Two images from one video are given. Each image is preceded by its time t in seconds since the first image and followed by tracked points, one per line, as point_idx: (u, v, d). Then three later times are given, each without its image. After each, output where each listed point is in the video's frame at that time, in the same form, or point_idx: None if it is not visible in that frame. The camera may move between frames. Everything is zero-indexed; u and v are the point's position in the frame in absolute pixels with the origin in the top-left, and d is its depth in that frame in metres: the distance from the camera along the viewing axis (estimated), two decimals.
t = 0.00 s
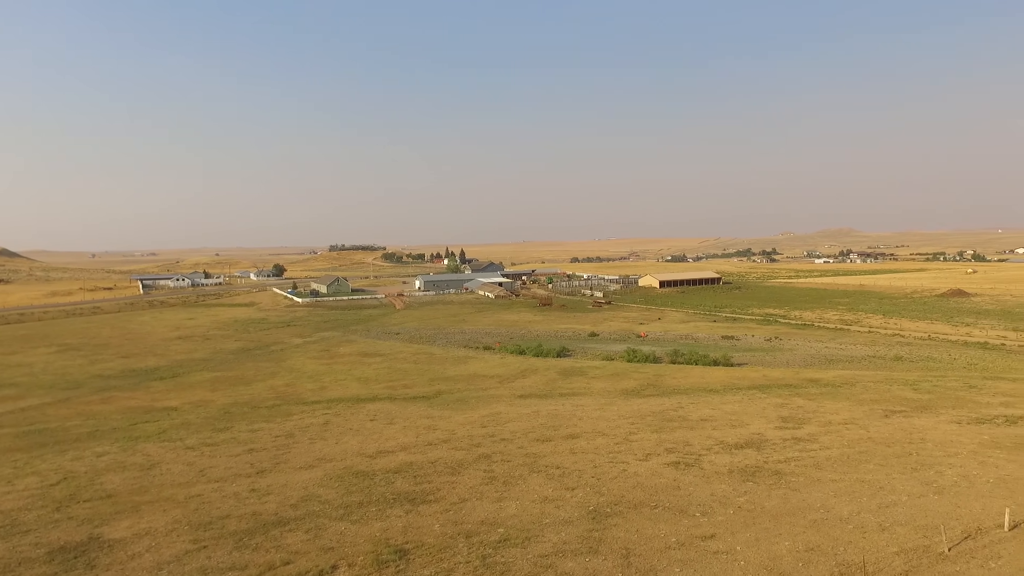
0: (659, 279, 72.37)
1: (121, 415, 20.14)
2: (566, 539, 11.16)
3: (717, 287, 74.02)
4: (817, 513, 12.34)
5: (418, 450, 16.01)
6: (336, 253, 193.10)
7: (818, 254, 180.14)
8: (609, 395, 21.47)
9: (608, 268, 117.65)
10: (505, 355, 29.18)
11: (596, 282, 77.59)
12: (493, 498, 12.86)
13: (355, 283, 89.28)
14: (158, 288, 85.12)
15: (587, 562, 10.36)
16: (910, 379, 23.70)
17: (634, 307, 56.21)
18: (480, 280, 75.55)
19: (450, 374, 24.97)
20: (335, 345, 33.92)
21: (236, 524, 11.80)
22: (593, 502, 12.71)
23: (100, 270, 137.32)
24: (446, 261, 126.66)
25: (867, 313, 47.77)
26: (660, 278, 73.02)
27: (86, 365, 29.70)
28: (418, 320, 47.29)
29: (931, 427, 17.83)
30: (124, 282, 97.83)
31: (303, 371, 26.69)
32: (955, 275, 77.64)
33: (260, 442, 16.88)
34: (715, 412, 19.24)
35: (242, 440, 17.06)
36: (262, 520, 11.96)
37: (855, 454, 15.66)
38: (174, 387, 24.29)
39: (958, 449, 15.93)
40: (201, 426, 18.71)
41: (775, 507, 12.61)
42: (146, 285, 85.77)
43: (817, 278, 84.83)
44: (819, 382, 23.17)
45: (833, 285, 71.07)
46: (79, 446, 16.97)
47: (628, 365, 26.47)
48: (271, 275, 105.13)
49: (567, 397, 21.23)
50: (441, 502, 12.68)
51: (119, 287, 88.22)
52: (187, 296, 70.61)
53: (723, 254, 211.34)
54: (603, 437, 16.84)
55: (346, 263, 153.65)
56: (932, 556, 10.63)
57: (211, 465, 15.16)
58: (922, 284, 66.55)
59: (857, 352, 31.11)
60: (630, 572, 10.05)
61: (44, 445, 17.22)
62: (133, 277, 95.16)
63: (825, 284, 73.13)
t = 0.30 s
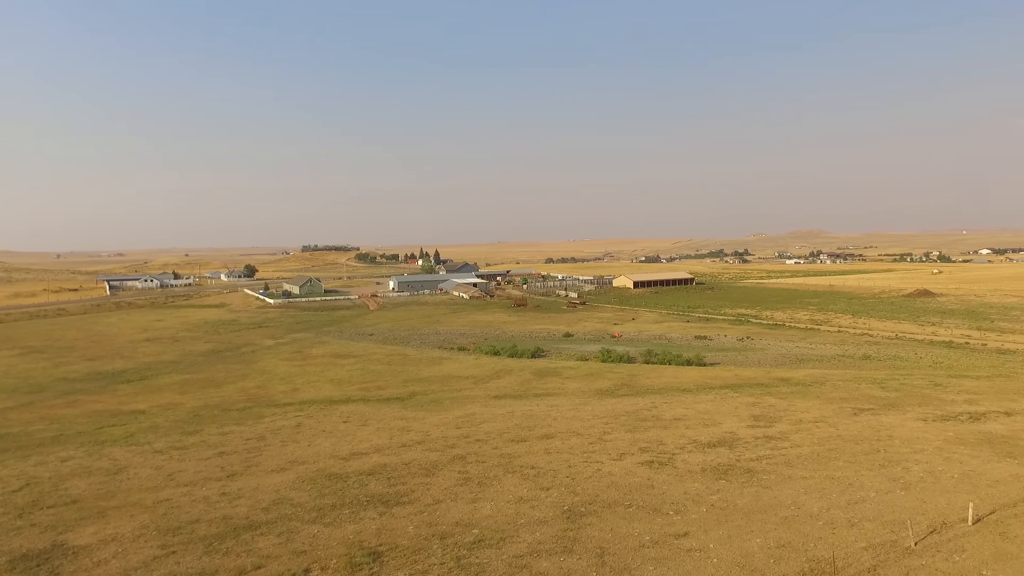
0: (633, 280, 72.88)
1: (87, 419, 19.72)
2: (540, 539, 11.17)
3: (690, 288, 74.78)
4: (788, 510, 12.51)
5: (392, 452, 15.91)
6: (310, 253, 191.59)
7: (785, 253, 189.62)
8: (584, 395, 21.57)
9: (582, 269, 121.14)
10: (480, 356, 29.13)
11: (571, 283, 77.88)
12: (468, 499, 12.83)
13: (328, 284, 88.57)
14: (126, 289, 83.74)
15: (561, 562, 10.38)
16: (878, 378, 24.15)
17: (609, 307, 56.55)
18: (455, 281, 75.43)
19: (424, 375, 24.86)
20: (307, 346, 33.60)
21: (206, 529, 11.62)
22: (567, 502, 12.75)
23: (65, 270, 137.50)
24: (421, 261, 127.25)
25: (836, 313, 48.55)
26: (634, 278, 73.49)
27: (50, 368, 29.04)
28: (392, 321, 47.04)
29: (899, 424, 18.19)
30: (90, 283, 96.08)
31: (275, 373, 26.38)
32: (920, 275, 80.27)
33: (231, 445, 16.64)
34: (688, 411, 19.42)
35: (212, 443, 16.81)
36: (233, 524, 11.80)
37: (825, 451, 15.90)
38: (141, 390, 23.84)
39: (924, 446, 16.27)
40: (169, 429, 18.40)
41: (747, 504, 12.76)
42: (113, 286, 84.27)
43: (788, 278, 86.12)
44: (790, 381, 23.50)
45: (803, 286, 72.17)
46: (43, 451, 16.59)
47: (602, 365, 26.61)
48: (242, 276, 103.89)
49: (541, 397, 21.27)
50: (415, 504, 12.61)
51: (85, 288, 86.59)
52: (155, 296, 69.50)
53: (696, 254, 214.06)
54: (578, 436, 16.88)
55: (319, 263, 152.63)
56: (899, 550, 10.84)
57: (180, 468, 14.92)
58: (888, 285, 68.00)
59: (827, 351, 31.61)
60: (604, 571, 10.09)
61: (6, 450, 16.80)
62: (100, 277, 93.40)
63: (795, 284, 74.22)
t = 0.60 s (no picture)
0: (599, 280, 73.32)
1: (40, 425, 19.13)
2: (507, 540, 11.17)
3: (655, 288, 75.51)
4: (751, 507, 12.71)
5: (357, 454, 15.75)
6: (273, 254, 188.92)
7: (749, 254, 199.89)
8: (550, 395, 21.64)
9: (550, 269, 124.23)
10: (447, 357, 29.01)
11: (538, 283, 78.01)
12: (435, 501, 12.77)
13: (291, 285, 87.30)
14: (80, 290, 81.47)
15: (528, 562, 10.39)
16: (838, 377, 24.66)
17: (575, 307, 56.81)
18: (421, 282, 75.03)
19: (390, 377, 24.66)
20: (270, 348, 33.07)
21: (165, 536, 11.36)
22: (534, 502, 12.76)
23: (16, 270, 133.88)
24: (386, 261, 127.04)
25: (797, 313, 49.42)
26: (600, 279, 73.94)
27: None
28: (357, 322, 46.54)
29: (857, 421, 18.62)
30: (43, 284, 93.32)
31: (237, 375, 25.91)
32: (879, 275, 82.98)
33: (191, 450, 16.30)
34: (654, 411, 19.61)
35: (171, 448, 16.44)
36: (193, 530, 11.56)
37: (786, 449, 16.19)
38: (97, 394, 23.20)
39: (882, 442, 16.69)
40: (127, 434, 17.95)
41: (711, 502, 12.93)
42: (67, 288, 81.89)
43: (751, 279, 87.55)
44: (753, 380, 23.88)
45: (765, 286, 73.39)
46: None
47: (568, 366, 26.70)
48: (203, 277, 101.91)
49: (508, 398, 21.26)
50: (381, 507, 12.51)
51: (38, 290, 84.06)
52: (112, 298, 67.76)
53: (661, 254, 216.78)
54: (545, 437, 16.92)
55: (283, 264, 150.63)
56: (858, 544, 11.09)
57: (137, 474, 14.56)
58: (847, 285, 69.63)
59: (788, 350, 32.17)
60: (571, 570, 10.12)
61: None
62: (53, 279, 90.68)
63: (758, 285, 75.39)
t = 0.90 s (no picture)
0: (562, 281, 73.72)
1: None
2: (470, 542, 11.13)
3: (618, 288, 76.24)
4: (711, 504, 12.89)
5: (318, 458, 15.54)
6: (231, 254, 185.42)
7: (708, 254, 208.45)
8: (513, 396, 21.66)
9: (514, 270, 124.91)
10: (409, 359, 28.82)
11: (501, 284, 78.06)
12: (397, 504, 12.66)
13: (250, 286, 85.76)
14: (27, 292, 78.78)
15: (491, 563, 10.37)
16: (794, 375, 25.21)
17: (538, 308, 57.02)
18: (383, 283, 74.47)
19: (351, 379, 24.38)
20: (228, 350, 32.44)
21: (116, 545, 11.05)
22: (497, 503, 12.76)
23: None
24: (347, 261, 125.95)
25: (756, 313, 50.37)
26: (563, 280, 74.34)
27: None
28: (318, 323, 45.93)
29: (814, 418, 19.05)
30: None
31: (193, 379, 25.35)
32: (832, 274, 87.78)
33: (145, 455, 15.89)
34: (616, 410, 19.77)
35: (123, 454, 16.00)
36: (147, 538, 11.27)
37: (745, 446, 16.47)
38: (45, 399, 22.44)
39: (837, 439, 17.11)
40: (77, 440, 17.41)
41: (672, 500, 13.08)
42: (13, 289, 79.11)
43: (710, 280, 88.99)
44: (713, 379, 24.25)
45: (725, 286, 74.64)
46: None
47: (531, 366, 26.76)
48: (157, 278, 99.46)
49: (471, 399, 21.21)
50: (342, 511, 12.35)
51: None
52: (61, 300, 65.71)
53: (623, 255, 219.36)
54: (508, 438, 16.92)
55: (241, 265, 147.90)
56: (814, 539, 11.34)
57: (88, 482, 14.13)
58: (804, 285, 71.31)
59: (747, 349, 32.77)
60: (534, 571, 10.13)
61: None
62: None
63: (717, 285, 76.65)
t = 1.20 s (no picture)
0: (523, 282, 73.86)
1: None
2: (430, 544, 11.06)
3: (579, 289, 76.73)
4: (670, 502, 13.05)
5: (274, 462, 15.27)
6: (185, 254, 181.21)
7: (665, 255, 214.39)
8: (474, 397, 21.61)
9: (476, 271, 125.90)
10: (368, 360, 28.52)
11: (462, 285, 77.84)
12: (356, 508, 12.52)
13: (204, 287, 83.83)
14: None
15: (452, 565, 10.33)
16: (750, 374, 25.70)
17: (499, 308, 57.03)
18: (341, 283, 73.59)
19: (308, 381, 24.00)
20: (180, 353, 31.64)
21: (62, 555, 10.68)
22: (458, 505, 12.71)
23: None
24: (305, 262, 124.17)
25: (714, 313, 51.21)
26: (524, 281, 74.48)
27: None
28: (275, 325, 45.12)
29: (769, 416, 19.45)
30: None
31: (143, 383, 24.65)
32: (788, 274, 91.38)
33: (92, 462, 15.39)
34: (576, 410, 19.88)
35: (70, 461, 15.48)
36: (95, 548, 10.92)
37: (703, 444, 16.73)
38: None
39: (792, 436, 17.50)
40: (19, 448, 16.78)
41: (632, 499, 13.20)
42: None
43: (669, 280, 90.19)
44: (671, 378, 24.56)
45: (683, 287, 75.73)
46: None
47: (492, 367, 26.74)
48: (106, 279, 96.54)
49: (432, 400, 21.10)
50: (300, 515, 12.16)
51: None
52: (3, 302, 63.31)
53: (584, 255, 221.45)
54: (469, 439, 16.88)
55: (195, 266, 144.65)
56: (769, 534, 11.57)
57: (32, 491, 13.63)
58: (759, 286, 72.67)
59: (705, 349, 33.29)
60: (495, 573, 10.12)
61: None
62: None
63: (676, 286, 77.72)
